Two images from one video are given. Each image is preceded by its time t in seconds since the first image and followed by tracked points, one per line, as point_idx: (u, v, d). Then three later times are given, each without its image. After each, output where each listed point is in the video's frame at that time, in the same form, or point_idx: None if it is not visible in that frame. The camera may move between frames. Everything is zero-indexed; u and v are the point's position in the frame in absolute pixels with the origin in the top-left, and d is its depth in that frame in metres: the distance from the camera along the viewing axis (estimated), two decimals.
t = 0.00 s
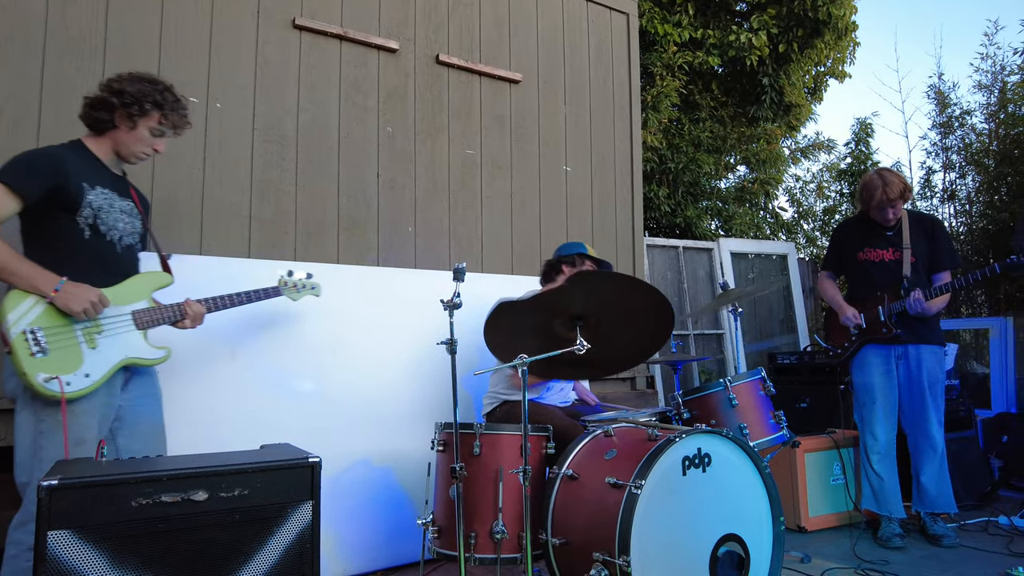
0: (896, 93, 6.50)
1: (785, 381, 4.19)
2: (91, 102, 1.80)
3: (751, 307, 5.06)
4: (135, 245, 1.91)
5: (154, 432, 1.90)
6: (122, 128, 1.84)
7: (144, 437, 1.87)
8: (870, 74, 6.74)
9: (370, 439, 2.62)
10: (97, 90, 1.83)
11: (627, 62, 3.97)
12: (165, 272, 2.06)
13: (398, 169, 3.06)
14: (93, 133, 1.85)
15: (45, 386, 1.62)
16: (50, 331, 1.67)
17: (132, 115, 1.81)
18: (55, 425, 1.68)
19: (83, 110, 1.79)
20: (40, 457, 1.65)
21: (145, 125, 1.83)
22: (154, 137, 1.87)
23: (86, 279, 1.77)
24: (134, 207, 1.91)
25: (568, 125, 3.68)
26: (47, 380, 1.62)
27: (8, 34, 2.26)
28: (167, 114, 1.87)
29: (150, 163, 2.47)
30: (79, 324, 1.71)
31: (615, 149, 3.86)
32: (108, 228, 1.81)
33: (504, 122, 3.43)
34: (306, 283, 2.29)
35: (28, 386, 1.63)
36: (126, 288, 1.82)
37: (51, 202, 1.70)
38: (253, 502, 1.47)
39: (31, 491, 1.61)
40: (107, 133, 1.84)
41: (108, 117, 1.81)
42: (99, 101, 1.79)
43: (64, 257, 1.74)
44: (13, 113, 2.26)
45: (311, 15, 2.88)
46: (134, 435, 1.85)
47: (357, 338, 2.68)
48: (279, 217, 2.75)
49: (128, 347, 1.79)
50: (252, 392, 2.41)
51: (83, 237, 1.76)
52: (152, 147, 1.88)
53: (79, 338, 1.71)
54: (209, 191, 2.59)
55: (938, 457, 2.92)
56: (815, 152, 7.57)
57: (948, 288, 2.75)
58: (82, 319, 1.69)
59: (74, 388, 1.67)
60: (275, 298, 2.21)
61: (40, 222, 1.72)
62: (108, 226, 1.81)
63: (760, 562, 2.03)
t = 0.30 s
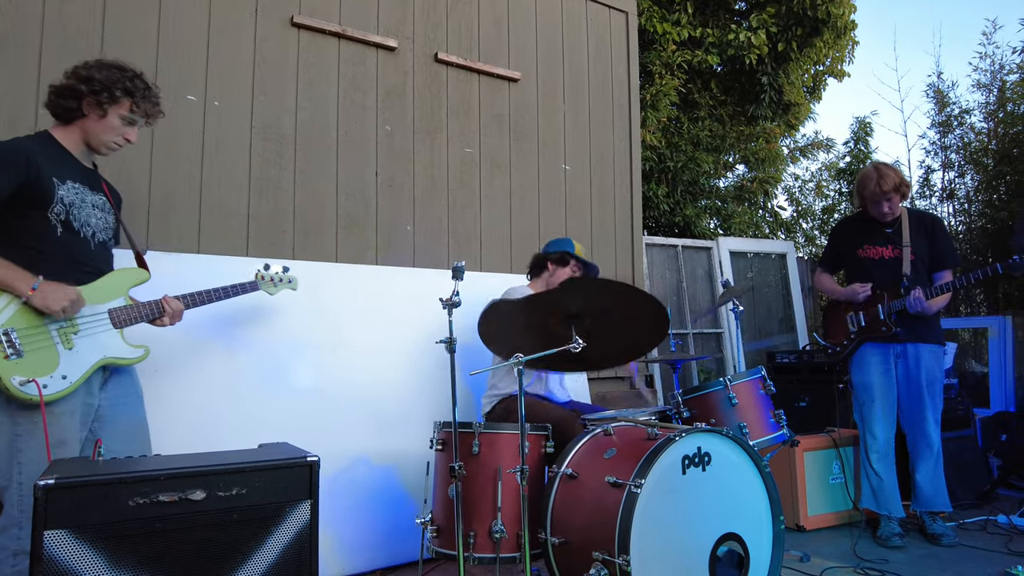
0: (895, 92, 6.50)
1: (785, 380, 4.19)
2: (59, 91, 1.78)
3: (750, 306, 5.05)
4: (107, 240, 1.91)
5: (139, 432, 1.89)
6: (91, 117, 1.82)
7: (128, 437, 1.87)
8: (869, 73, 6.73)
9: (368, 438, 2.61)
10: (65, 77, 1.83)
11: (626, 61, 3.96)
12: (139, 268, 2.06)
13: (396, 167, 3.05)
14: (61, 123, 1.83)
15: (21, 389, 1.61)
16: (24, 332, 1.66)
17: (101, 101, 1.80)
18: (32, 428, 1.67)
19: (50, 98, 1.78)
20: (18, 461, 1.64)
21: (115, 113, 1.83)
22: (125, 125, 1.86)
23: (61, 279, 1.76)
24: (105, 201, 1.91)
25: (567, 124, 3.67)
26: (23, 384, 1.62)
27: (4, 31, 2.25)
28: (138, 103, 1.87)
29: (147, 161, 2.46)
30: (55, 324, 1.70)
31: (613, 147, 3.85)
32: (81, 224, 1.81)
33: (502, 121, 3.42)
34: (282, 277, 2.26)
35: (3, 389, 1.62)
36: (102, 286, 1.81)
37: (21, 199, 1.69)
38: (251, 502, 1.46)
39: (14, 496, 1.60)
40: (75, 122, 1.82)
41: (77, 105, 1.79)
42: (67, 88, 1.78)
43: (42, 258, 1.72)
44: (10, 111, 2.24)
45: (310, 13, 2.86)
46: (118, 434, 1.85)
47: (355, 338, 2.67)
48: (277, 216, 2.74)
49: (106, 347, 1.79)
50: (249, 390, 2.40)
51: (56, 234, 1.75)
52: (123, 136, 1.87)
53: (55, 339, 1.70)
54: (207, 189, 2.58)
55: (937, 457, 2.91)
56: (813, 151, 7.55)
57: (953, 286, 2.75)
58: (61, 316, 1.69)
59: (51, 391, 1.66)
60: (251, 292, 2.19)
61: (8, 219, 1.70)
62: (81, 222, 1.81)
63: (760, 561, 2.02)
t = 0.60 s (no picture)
0: (894, 91, 6.45)
1: (783, 379, 4.19)
2: (47, 87, 1.77)
3: (749, 305, 5.05)
4: (100, 240, 1.90)
5: (135, 432, 1.89)
6: (82, 114, 1.81)
7: (124, 438, 1.86)
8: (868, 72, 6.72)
9: (367, 437, 2.61)
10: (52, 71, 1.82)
11: (625, 60, 3.96)
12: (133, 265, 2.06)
13: (394, 166, 3.05)
14: (50, 120, 1.82)
15: (23, 393, 1.62)
16: (22, 334, 1.65)
17: (93, 98, 1.79)
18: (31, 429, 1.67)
19: (39, 94, 1.77)
20: (16, 461, 1.65)
21: (106, 109, 1.82)
22: (117, 121, 1.85)
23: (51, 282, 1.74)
24: (96, 199, 1.91)
25: (566, 122, 3.67)
26: (24, 388, 1.63)
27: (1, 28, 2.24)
28: (129, 98, 1.86)
29: (144, 160, 2.45)
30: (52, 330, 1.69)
31: (613, 146, 3.85)
32: (75, 224, 1.80)
33: (501, 119, 3.41)
34: (270, 272, 2.29)
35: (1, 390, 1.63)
36: (96, 286, 1.81)
37: (14, 199, 1.68)
38: (248, 502, 1.45)
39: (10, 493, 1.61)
40: (66, 118, 1.81)
41: (67, 101, 1.78)
42: (57, 84, 1.77)
43: (31, 259, 1.71)
44: (6, 109, 2.23)
45: (308, 11, 2.85)
46: (114, 435, 1.84)
47: (352, 337, 2.67)
48: (275, 215, 2.73)
49: (104, 347, 1.79)
50: (247, 390, 2.40)
51: (50, 234, 1.74)
52: (115, 133, 1.86)
53: (53, 341, 1.70)
54: (204, 188, 2.57)
55: (935, 457, 2.91)
56: (813, 150, 7.61)
57: (951, 284, 2.76)
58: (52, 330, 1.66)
59: (53, 393, 1.67)
60: (242, 288, 2.21)
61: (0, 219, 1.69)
62: (75, 221, 1.80)
63: (760, 560, 2.02)
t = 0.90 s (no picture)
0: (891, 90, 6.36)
1: (780, 378, 4.19)
2: (60, 88, 1.78)
3: (746, 304, 5.06)
4: (110, 239, 1.91)
5: (139, 432, 1.88)
6: (94, 115, 1.82)
7: (128, 437, 1.85)
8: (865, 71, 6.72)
9: (363, 437, 2.61)
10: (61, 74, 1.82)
11: (622, 59, 3.96)
12: (142, 265, 2.06)
13: (391, 165, 3.04)
14: (63, 121, 1.82)
15: (38, 391, 1.62)
16: (37, 333, 1.66)
17: (106, 100, 1.80)
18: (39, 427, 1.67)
19: (52, 95, 1.77)
20: (23, 458, 1.64)
21: (119, 110, 1.83)
22: (128, 123, 1.86)
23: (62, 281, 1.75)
24: (107, 199, 1.91)
25: (563, 122, 3.67)
26: (39, 385, 1.62)
27: None
28: (141, 100, 1.87)
29: (140, 159, 2.45)
30: (66, 327, 1.70)
31: (610, 146, 3.85)
32: (86, 223, 1.81)
33: (498, 119, 3.41)
34: (274, 273, 2.27)
35: (15, 388, 1.62)
36: (108, 285, 1.82)
37: (25, 199, 1.69)
38: (243, 502, 1.45)
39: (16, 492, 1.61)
40: (77, 119, 1.81)
41: (79, 101, 1.79)
42: (70, 85, 1.78)
43: (41, 256, 1.71)
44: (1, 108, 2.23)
45: (304, 10, 2.85)
46: (119, 434, 1.84)
47: (349, 338, 2.66)
48: (272, 214, 2.73)
49: (114, 347, 1.80)
50: (244, 390, 2.40)
51: (62, 233, 1.75)
52: (126, 134, 1.87)
53: (66, 339, 1.70)
54: (200, 188, 2.57)
55: (930, 456, 2.91)
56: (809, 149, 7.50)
57: (940, 277, 2.77)
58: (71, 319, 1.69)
59: (67, 391, 1.67)
60: (244, 289, 2.20)
61: (9, 219, 1.69)
62: (86, 221, 1.81)
63: (756, 559, 2.02)
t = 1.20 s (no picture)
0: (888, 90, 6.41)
1: (778, 376, 4.20)
2: (96, 93, 1.78)
3: (744, 302, 5.06)
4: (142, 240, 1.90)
5: (161, 429, 1.89)
6: (129, 118, 1.82)
7: (151, 433, 1.86)
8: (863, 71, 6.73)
9: (362, 435, 2.61)
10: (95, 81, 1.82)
11: (621, 58, 3.96)
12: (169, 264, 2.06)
13: (390, 164, 3.05)
14: (98, 125, 1.82)
15: (75, 389, 1.65)
16: (73, 334, 1.67)
17: (141, 103, 1.80)
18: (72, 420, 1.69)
19: (90, 100, 1.77)
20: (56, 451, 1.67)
21: (152, 114, 1.83)
22: (160, 126, 1.86)
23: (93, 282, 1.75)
24: (139, 200, 1.90)
25: (562, 120, 3.67)
26: (76, 385, 1.65)
27: None
28: (172, 104, 1.87)
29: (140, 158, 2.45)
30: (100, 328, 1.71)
31: (609, 145, 3.85)
32: (120, 224, 1.80)
33: (497, 117, 3.41)
34: (298, 269, 2.32)
35: (53, 387, 1.65)
36: (137, 285, 1.82)
37: (62, 199, 1.69)
38: (242, 500, 1.45)
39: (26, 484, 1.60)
40: (112, 122, 1.81)
41: (116, 105, 1.79)
42: (106, 90, 1.77)
43: (74, 257, 1.72)
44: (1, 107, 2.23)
45: (303, 9, 2.85)
46: (142, 430, 1.84)
47: (347, 336, 2.66)
48: (271, 212, 2.73)
49: (146, 345, 1.81)
50: (245, 390, 2.40)
51: (97, 234, 1.75)
52: (157, 136, 1.86)
53: (100, 340, 1.72)
54: (200, 187, 2.57)
55: (935, 454, 2.89)
56: (807, 148, 7.41)
57: (940, 278, 2.75)
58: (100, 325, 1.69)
59: (102, 389, 1.70)
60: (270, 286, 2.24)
61: (47, 218, 1.70)
62: (120, 222, 1.80)
63: (755, 556, 2.02)
